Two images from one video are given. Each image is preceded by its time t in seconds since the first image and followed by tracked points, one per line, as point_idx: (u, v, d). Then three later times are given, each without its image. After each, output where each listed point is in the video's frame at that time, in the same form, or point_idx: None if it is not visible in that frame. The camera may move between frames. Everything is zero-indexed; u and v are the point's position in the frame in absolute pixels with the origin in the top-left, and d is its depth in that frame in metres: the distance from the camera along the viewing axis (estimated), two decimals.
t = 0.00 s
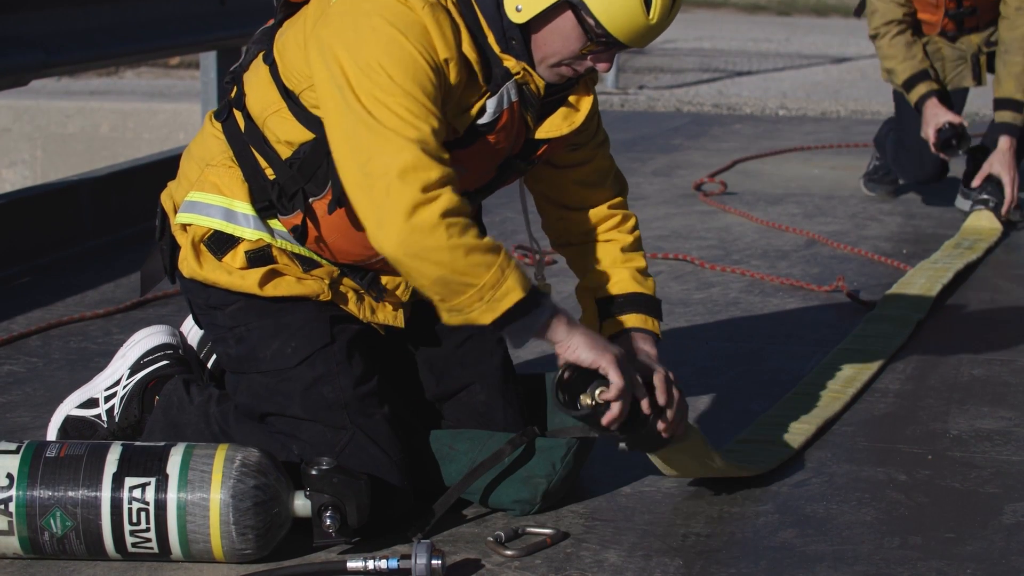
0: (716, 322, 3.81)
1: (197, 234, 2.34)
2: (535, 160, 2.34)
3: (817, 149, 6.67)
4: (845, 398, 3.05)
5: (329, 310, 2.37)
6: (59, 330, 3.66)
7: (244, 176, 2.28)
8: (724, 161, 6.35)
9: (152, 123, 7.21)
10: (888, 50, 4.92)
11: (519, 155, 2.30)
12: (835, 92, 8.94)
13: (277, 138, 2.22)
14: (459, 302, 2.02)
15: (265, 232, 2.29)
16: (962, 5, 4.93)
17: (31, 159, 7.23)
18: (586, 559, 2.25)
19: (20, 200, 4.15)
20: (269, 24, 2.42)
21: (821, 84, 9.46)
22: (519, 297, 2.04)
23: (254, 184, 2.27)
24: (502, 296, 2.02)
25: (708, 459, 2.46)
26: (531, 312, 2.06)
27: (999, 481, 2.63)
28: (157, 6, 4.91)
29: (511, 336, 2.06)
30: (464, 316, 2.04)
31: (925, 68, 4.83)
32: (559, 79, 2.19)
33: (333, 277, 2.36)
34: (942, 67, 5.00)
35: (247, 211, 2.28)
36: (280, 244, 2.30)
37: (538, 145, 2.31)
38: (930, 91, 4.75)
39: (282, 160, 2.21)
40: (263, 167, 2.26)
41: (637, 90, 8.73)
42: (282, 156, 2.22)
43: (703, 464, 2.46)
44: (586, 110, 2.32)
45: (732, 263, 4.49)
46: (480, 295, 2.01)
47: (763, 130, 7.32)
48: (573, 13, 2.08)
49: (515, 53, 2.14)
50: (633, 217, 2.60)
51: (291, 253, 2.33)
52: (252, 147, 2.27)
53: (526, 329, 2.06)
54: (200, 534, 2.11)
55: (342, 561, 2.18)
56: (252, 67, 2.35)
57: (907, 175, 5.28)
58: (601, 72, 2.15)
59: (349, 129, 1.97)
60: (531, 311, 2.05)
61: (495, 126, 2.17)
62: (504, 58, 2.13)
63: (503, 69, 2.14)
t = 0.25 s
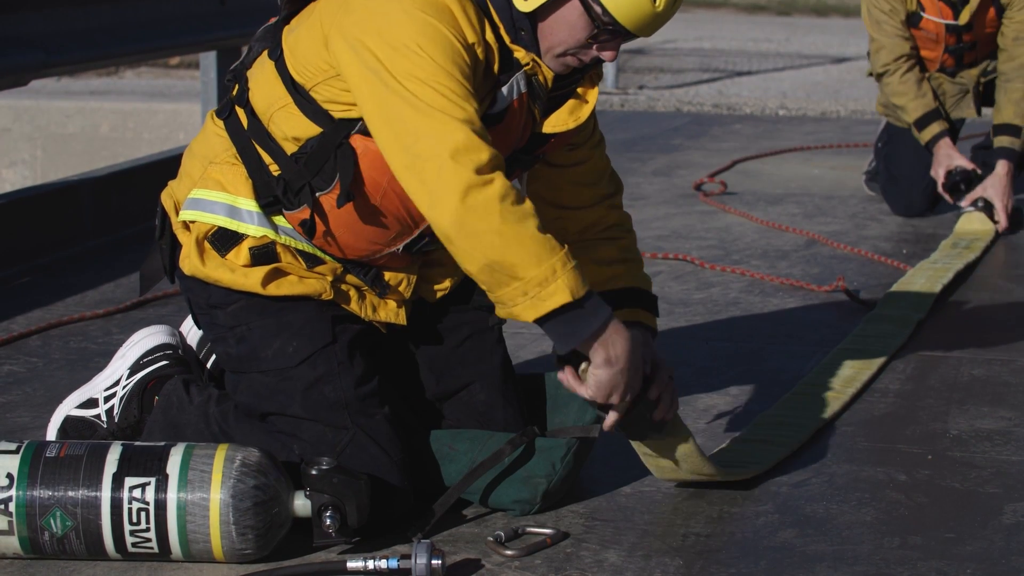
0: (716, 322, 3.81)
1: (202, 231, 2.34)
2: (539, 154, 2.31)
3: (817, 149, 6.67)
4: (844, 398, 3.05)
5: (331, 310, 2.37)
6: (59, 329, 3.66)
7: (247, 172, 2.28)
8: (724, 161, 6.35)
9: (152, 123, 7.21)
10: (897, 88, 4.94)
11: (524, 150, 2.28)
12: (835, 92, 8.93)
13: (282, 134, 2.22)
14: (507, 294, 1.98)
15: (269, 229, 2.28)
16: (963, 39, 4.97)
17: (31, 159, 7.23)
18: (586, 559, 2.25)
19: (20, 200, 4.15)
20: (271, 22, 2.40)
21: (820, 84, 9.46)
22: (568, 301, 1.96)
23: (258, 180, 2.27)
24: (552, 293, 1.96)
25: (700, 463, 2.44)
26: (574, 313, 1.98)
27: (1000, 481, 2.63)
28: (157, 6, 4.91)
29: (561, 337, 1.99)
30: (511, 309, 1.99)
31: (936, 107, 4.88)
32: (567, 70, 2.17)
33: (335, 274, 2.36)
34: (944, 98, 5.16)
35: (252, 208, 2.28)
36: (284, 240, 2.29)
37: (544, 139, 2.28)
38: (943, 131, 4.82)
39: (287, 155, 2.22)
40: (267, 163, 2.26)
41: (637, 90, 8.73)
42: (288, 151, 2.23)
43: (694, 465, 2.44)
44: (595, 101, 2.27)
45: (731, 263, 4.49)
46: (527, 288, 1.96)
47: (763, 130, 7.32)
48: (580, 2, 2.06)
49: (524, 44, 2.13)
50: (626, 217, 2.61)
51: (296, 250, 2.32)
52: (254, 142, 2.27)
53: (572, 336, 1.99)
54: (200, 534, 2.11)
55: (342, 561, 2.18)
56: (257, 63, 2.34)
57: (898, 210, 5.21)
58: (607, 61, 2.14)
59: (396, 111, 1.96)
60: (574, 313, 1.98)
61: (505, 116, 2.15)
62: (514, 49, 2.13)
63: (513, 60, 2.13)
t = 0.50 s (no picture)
0: (716, 322, 3.81)
1: (206, 226, 2.33)
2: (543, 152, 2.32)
3: (817, 149, 6.67)
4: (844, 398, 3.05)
5: (333, 310, 2.37)
6: (59, 329, 3.66)
7: (252, 168, 2.27)
8: (724, 161, 6.35)
9: (152, 123, 7.21)
10: (888, 95, 4.98)
11: (527, 146, 2.28)
12: (835, 92, 8.93)
13: (286, 130, 2.21)
14: (461, 251, 1.97)
15: (273, 224, 2.28)
16: (957, 53, 4.97)
17: (31, 159, 7.23)
18: (586, 559, 2.25)
19: (20, 200, 4.16)
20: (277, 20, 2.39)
21: (820, 84, 9.45)
22: (523, 245, 1.96)
23: (262, 176, 2.26)
24: (505, 243, 1.95)
25: (685, 451, 2.49)
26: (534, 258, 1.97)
27: (1000, 481, 2.63)
28: (157, 6, 4.91)
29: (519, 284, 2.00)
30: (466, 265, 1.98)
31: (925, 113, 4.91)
32: (575, 66, 2.19)
33: (339, 270, 2.36)
34: (938, 104, 5.13)
35: (255, 203, 2.27)
36: (288, 235, 2.29)
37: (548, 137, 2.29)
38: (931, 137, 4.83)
39: (291, 151, 2.20)
40: (271, 159, 2.25)
41: (637, 90, 8.73)
42: (291, 148, 2.21)
43: (679, 451, 2.49)
44: (599, 98, 2.29)
45: (732, 263, 4.48)
46: (482, 245, 1.95)
47: (763, 130, 7.32)
48: None
49: (531, 40, 2.14)
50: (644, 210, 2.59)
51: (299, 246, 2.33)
52: (260, 139, 2.26)
53: (532, 274, 1.98)
54: (200, 534, 2.11)
55: (342, 561, 2.18)
56: (263, 59, 2.33)
57: (898, 211, 5.19)
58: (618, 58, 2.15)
59: (358, 85, 1.95)
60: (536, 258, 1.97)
61: (508, 111, 2.15)
62: (520, 45, 2.13)
63: (519, 56, 2.13)
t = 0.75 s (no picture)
0: (716, 322, 3.81)
1: (206, 225, 2.32)
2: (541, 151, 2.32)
3: (817, 149, 6.66)
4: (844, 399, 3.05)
5: (333, 310, 2.37)
6: (59, 329, 3.66)
7: (252, 167, 2.27)
8: (724, 161, 6.35)
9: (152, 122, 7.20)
10: (883, 95, 5.09)
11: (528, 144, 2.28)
12: (835, 92, 8.93)
13: (287, 129, 2.22)
14: (492, 229, 1.97)
15: (274, 223, 2.28)
16: (955, 58, 4.96)
17: (31, 159, 7.22)
18: (586, 559, 2.25)
19: (20, 200, 4.16)
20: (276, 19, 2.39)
21: (820, 84, 9.45)
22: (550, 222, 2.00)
23: (263, 175, 2.26)
24: (535, 219, 1.99)
25: (672, 446, 2.48)
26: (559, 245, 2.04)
27: (1000, 481, 2.63)
28: (157, 6, 4.91)
29: (532, 264, 2.03)
30: (495, 246, 1.98)
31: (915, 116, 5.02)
32: (576, 61, 2.19)
33: (340, 270, 2.36)
34: (936, 104, 5.20)
35: (257, 202, 2.28)
36: (288, 235, 2.30)
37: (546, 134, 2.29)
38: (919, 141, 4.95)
39: (291, 150, 2.21)
40: (271, 158, 2.25)
41: (637, 89, 8.73)
42: (292, 147, 2.22)
43: (666, 447, 2.49)
44: (600, 95, 2.27)
45: (732, 263, 4.48)
46: (514, 221, 1.97)
47: (763, 130, 7.32)
48: None
49: (531, 38, 2.14)
50: (645, 205, 2.62)
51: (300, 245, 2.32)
52: (260, 138, 2.26)
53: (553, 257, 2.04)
54: (200, 534, 2.11)
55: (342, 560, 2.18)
56: (263, 59, 2.34)
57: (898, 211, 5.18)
58: (619, 52, 2.17)
59: (381, 70, 1.97)
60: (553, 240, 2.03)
61: (509, 107, 2.15)
62: (520, 43, 2.13)
63: (519, 53, 2.13)
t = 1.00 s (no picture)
0: (716, 321, 3.81)
1: (206, 224, 2.32)
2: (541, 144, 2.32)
3: (817, 149, 6.66)
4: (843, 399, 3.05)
5: (333, 309, 2.37)
6: (59, 330, 3.66)
7: (252, 165, 2.27)
8: (724, 161, 6.35)
9: (152, 122, 7.20)
10: (875, 97, 5.12)
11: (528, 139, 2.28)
12: (836, 92, 8.93)
13: (287, 126, 2.22)
14: (480, 220, 1.99)
15: (274, 221, 2.28)
16: (952, 61, 4.98)
17: (31, 159, 7.22)
18: (586, 559, 2.25)
19: (20, 200, 4.16)
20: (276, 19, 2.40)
21: (820, 84, 9.44)
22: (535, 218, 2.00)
23: (263, 173, 2.26)
24: (524, 213, 1.99)
25: (683, 445, 2.49)
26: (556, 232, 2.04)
27: (999, 481, 2.63)
28: (157, 5, 4.91)
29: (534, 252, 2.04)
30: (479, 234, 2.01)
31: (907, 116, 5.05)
32: (576, 55, 2.19)
33: (341, 267, 2.36)
34: (932, 104, 5.18)
35: (257, 200, 2.27)
36: (289, 232, 2.29)
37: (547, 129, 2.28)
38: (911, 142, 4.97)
39: (292, 147, 2.22)
40: (271, 155, 2.25)
41: (637, 89, 8.73)
42: (293, 144, 2.22)
43: (676, 443, 2.50)
44: (600, 88, 2.25)
45: (732, 263, 4.48)
46: (504, 214, 1.99)
47: (763, 130, 7.32)
48: None
49: (531, 30, 2.14)
50: (631, 205, 2.62)
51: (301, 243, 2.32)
52: (260, 135, 2.26)
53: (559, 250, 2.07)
54: (200, 534, 2.11)
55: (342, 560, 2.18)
56: (263, 58, 2.33)
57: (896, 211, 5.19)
58: (619, 46, 2.16)
59: (381, 63, 1.96)
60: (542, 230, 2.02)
61: (509, 99, 2.15)
62: (520, 35, 2.13)
63: (519, 45, 2.14)
